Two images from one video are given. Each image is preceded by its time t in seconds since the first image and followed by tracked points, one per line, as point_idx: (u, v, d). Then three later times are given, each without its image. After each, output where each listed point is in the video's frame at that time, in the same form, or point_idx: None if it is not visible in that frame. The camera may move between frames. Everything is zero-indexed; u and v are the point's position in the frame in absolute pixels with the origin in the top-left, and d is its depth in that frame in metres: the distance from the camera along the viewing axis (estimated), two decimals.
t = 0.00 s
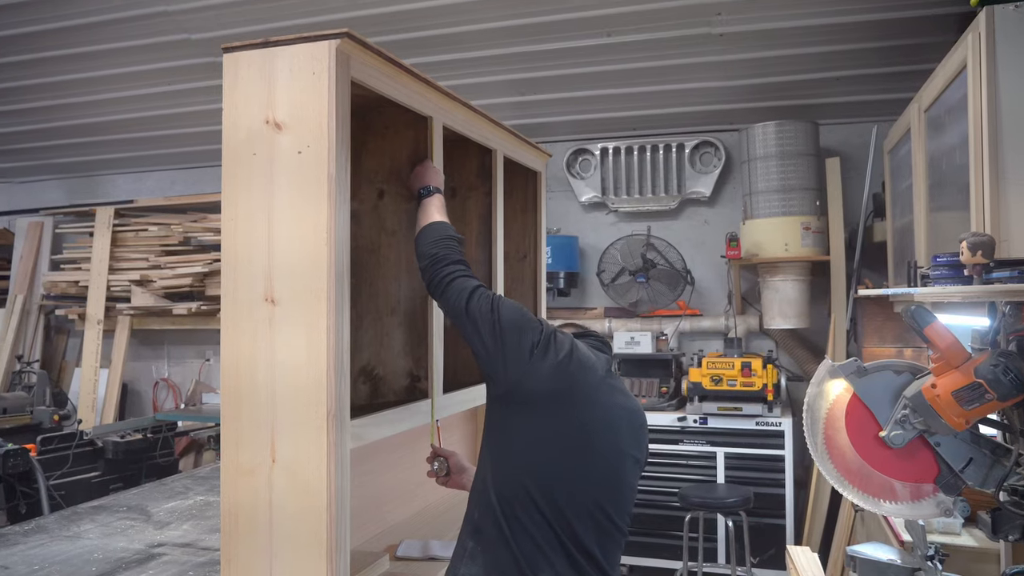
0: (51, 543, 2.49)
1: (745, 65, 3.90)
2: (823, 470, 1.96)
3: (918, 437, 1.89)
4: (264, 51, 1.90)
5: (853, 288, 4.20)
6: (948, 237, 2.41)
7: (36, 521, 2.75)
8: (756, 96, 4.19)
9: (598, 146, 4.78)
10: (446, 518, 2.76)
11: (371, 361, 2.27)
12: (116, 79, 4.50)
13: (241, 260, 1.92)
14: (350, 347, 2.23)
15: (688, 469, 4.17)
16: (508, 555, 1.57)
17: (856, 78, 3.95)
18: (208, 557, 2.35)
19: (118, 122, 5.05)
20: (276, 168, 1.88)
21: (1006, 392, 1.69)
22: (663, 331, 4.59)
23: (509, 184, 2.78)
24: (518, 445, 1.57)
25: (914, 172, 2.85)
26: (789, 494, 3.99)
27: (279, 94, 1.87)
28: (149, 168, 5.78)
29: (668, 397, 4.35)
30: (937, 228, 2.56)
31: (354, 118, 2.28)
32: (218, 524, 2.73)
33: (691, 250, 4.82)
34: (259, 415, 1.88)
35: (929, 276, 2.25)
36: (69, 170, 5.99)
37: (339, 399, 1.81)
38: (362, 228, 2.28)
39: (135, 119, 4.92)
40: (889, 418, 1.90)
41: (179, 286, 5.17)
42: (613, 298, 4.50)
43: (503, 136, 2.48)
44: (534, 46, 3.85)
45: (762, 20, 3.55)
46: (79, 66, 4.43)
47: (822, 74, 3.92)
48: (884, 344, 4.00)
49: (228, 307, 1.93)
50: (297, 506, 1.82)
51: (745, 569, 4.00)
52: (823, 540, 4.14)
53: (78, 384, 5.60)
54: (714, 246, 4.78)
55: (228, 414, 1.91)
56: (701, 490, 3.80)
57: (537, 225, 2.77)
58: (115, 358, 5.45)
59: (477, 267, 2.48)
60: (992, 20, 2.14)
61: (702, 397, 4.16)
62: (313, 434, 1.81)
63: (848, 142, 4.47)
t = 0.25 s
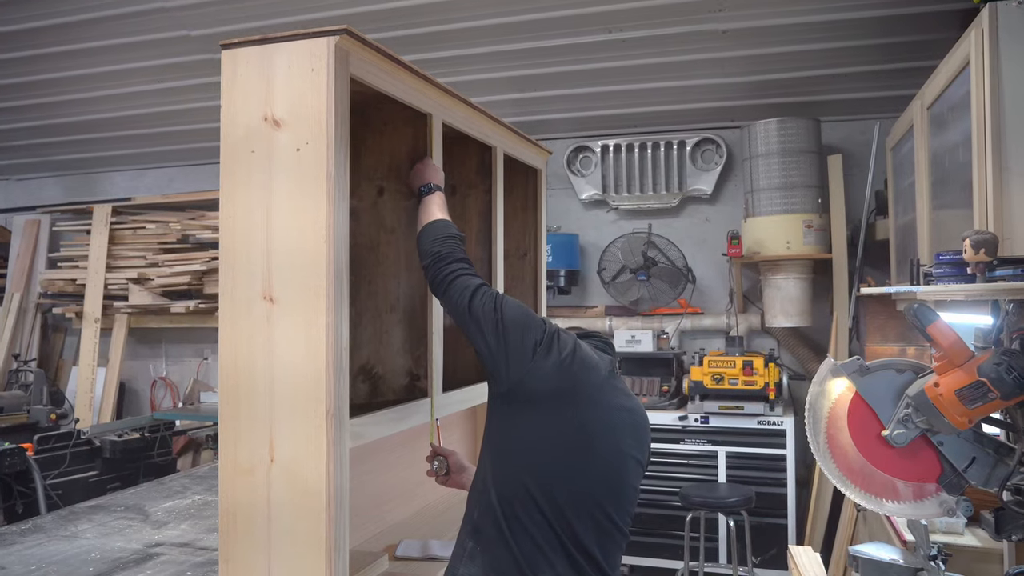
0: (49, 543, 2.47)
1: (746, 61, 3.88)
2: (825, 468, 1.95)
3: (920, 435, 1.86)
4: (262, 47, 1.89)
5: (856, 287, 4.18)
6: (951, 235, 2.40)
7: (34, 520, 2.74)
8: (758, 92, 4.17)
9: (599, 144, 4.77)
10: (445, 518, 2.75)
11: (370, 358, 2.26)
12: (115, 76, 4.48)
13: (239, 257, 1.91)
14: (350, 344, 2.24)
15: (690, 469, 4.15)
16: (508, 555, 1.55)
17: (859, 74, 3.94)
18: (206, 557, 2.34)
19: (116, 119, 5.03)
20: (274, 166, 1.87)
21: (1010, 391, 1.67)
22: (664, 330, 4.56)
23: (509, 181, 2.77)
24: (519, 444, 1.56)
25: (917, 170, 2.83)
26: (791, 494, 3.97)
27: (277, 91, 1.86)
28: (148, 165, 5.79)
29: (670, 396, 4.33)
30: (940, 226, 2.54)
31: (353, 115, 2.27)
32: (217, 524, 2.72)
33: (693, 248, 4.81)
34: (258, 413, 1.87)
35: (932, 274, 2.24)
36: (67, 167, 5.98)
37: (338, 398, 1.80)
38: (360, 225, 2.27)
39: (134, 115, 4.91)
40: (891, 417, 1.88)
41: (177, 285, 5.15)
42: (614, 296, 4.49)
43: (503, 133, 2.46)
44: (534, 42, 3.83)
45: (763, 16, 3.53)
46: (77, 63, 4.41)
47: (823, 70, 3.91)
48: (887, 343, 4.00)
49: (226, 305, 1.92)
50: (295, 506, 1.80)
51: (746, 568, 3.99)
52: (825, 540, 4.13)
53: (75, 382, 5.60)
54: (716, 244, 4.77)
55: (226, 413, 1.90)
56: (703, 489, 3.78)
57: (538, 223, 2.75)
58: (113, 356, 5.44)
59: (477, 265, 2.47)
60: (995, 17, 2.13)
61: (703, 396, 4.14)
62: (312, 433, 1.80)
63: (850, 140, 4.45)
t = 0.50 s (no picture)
0: (45, 543, 2.46)
1: (747, 58, 3.87)
2: (828, 468, 1.94)
3: (923, 434, 1.85)
4: (261, 44, 1.87)
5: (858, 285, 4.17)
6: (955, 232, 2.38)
7: (31, 520, 2.72)
8: (760, 89, 4.16)
9: (599, 141, 4.75)
10: (445, 517, 2.73)
11: (369, 356, 2.25)
12: (114, 72, 4.46)
13: (237, 255, 1.89)
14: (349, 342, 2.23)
15: (691, 468, 4.14)
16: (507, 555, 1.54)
17: (860, 71, 3.92)
18: (204, 557, 2.32)
19: (115, 116, 5.01)
20: (273, 163, 1.86)
21: (1013, 390, 1.66)
22: (665, 328, 4.56)
23: (509, 179, 2.75)
24: (519, 444, 1.54)
25: (919, 168, 2.82)
26: (792, 493, 3.96)
27: (275, 87, 1.85)
28: (145, 163, 5.76)
29: (671, 395, 4.31)
30: (943, 223, 2.53)
31: (352, 112, 2.26)
32: (214, 523, 2.70)
33: (694, 246, 4.80)
34: (256, 412, 1.85)
35: (934, 272, 2.22)
36: (64, 165, 5.96)
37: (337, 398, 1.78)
38: (359, 222, 2.26)
39: (132, 112, 4.89)
40: (894, 416, 1.87)
41: (175, 283, 5.14)
42: (615, 294, 4.48)
43: (502, 130, 2.45)
44: (534, 38, 3.82)
45: (764, 12, 3.51)
46: (75, 59, 4.40)
47: (824, 67, 3.89)
48: (889, 342, 3.99)
49: (224, 304, 1.90)
50: (294, 506, 1.79)
51: (748, 568, 3.97)
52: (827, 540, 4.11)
53: (72, 381, 5.58)
54: (718, 242, 4.76)
55: (224, 412, 1.89)
56: (704, 489, 3.77)
57: (537, 221, 2.73)
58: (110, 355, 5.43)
59: (477, 263, 2.46)
60: (998, 13, 2.13)
61: (704, 395, 4.12)
62: (311, 432, 1.79)
63: (853, 137, 4.44)
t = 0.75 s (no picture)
0: (43, 542, 2.44)
1: (749, 55, 3.86)
2: (829, 467, 1.91)
3: (926, 433, 1.83)
4: (259, 40, 1.86)
5: (860, 283, 4.15)
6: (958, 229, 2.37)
7: (28, 519, 2.71)
8: (761, 86, 4.14)
9: (600, 138, 4.73)
10: (446, 516, 2.72)
11: (368, 355, 2.24)
12: (113, 69, 4.44)
13: (236, 254, 1.88)
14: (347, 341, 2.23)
15: (692, 468, 4.13)
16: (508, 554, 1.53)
17: (862, 68, 3.91)
18: (202, 557, 2.31)
19: (114, 113, 4.99)
20: (271, 161, 1.85)
21: (1016, 389, 1.64)
22: (666, 327, 4.56)
23: (509, 177, 2.74)
24: (519, 443, 1.52)
25: (922, 164, 2.80)
26: (794, 493, 3.94)
27: (274, 84, 1.83)
28: (143, 160, 5.75)
29: (672, 394, 4.30)
30: (946, 221, 2.51)
31: (351, 109, 2.24)
32: (212, 523, 2.69)
33: (695, 244, 4.78)
34: (255, 411, 1.84)
35: (937, 271, 2.20)
36: (62, 162, 5.94)
37: (336, 397, 1.77)
38: (358, 220, 2.25)
39: (131, 109, 4.87)
40: (897, 415, 1.84)
41: (173, 281, 5.13)
42: (615, 292, 4.47)
43: (502, 127, 2.44)
44: (534, 35, 3.80)
45: (765, 9, 3.50)
46: (73, 56, 4.38)
47: (826, 64, 3.88)
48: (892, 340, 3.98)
49: (222, 303, 1.89)
50: (292, 506, 1.78)
51: (749, 568, 3.96)
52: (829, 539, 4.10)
53: (69, 380, 5.56)
54: (719, 239, 4.74)
55: (222, 411, 1.88)
56: (705, 488, 3.76)
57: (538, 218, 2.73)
58: (107, 354, 5.41)
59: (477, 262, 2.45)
60: (1001, 10, 2.11)
61: (705, 394, 4.12)
62: (310, 432, 1.78)
63: (855, 134, 4.42)
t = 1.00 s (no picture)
0: (39, 542, 2.43)
1: (751, 51, 3.84)
2: (831, 466, 1.88)
3: (929, 433, 1.80)
4: (258, 37, 1.85)
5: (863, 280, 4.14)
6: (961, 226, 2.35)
7: (25, 519, 2.69)
8: (763, 83, 4.13)
9: (601, 135, 4.72)
10: (447, 514, 2.71)
11: (367, 353, 2.23)
12: (112, 66, 4.43)
13: (235, 251, 1.88)
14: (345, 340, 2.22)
15: (694, 467, 4.11)
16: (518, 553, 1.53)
17: (864, 65, 3.90)
18: (201, 557, 2.29)
19: (113, 110, 4.98)
20: (270, 158, 1.84)
21: (1020, 387, 1.63)
22: (667, 325, 4.55)
23: (509, 176, 2.73)
24: (526, 445, 1.51)
25: (925, 162, 2.79)
26: (796, 493, 3.93)
27: (273, 80, 1.83)
28: (140, 157, 5.73)
29: (673, 393, 4.29)
30: (949, 218, 2.50)
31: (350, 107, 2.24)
32: (210, 522, 2.67)
33: (696, 242, 4.77)
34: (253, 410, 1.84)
35: (939, 269, 2.19)
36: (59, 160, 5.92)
37: (335, 396, 1.77)
38: (356, 218, 2.23)
39: (130, 106, 4.86)
40: (899, 414, 1.81)
41: (171, 279, 5.11)
42: (617, 290, 4.47)
43: (503, 125, 2.44)
44: (535, 31, 3.79)
45: (767, 5, 3.49)
46: (72, 52, 4.36)
47: (828, 60, 3.87)
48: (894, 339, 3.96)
49: (221, 302, 1.88)
50: (291, 506, 1.78)
51: (751, 568, 3.94)
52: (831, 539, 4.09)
53: (67, 379, 5.55)
54: (721, 237, 4.73)
55: (221, 410, 1.87)
56: (706, 488, 3.74)
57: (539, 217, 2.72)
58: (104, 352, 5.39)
59: (476, 260, 2.44)
60: (1004, 6, 2.08)
61: (707, 392, 4.11)
62: (309, 432, 1.78)
63: (857, 131, 4.41)
